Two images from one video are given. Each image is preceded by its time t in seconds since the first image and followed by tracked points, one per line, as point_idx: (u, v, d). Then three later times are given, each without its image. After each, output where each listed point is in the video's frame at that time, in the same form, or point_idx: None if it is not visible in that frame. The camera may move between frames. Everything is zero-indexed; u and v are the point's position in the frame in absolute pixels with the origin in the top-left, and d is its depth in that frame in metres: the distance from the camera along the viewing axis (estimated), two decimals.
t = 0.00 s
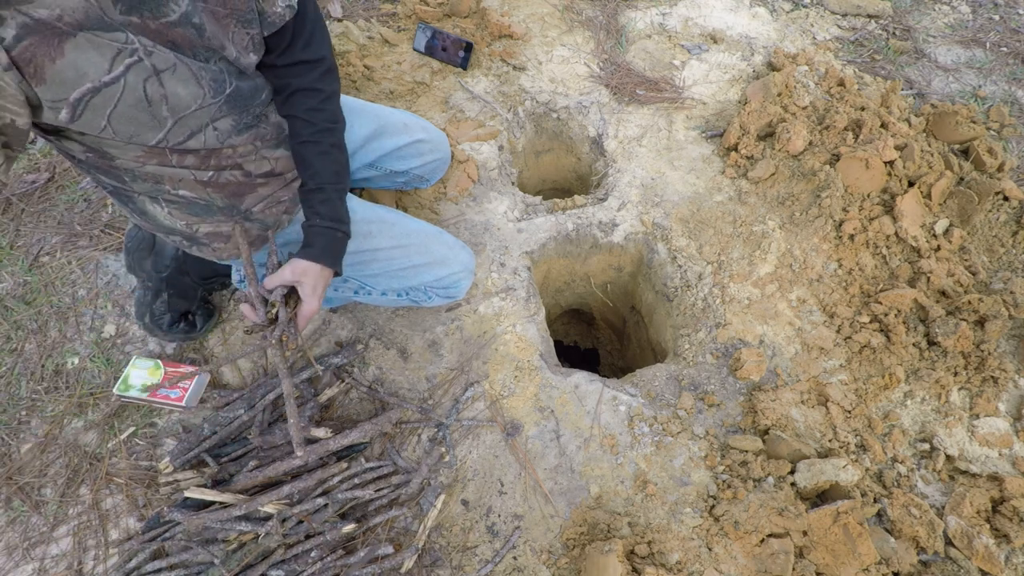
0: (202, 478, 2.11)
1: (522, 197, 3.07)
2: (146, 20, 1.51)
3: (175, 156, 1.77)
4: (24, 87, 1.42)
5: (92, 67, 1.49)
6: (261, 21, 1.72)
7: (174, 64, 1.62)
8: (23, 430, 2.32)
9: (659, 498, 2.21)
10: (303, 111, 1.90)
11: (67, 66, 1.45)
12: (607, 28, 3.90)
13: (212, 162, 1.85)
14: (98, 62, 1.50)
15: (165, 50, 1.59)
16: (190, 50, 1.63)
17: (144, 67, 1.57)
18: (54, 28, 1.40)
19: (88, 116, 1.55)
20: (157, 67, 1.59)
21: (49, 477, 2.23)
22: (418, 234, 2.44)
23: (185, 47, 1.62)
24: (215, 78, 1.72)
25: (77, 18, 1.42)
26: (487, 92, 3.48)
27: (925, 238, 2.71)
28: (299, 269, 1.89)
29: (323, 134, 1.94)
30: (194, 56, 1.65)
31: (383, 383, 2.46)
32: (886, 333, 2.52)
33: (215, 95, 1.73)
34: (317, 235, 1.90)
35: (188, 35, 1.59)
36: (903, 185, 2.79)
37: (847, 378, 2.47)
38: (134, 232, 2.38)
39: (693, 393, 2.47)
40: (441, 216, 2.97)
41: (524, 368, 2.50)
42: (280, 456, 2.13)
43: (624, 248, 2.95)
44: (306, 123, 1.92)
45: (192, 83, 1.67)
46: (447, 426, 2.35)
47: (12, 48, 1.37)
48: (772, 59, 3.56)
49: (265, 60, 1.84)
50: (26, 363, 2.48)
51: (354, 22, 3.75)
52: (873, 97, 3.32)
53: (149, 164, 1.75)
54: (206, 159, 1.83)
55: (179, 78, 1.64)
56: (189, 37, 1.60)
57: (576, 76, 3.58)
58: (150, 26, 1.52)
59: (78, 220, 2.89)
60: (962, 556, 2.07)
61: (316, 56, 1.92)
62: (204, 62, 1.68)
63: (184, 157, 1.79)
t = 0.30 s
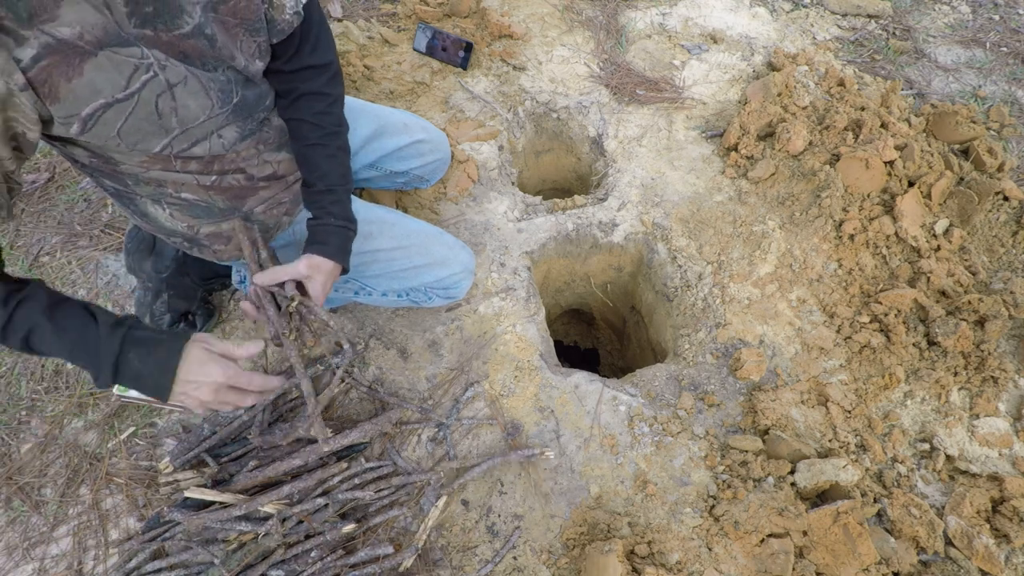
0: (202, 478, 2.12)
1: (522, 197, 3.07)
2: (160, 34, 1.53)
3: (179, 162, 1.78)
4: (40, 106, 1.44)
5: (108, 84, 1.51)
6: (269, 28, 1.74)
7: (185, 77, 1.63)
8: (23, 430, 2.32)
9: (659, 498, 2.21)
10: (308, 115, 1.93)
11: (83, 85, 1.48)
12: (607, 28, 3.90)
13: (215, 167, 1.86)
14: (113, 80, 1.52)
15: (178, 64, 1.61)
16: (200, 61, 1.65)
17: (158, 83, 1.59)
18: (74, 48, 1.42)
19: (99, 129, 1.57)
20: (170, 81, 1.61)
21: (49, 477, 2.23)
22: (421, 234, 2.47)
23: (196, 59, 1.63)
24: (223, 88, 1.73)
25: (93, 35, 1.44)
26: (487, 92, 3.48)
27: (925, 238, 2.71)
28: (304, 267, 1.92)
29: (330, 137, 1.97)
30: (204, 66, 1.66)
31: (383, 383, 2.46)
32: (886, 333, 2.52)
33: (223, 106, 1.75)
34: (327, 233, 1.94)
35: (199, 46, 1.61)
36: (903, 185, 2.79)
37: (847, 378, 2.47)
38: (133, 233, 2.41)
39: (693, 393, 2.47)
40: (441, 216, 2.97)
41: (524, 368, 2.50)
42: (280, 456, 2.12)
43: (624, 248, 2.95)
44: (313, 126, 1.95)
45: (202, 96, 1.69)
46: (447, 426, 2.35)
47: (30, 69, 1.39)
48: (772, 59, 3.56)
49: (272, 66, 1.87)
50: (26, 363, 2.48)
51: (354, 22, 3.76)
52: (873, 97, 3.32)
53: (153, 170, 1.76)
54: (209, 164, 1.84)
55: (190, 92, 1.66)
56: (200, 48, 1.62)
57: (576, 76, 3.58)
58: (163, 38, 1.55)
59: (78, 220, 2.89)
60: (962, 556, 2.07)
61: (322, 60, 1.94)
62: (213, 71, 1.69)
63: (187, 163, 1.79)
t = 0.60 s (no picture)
0: (202, 478, 2.11)
1: (522, 197, 3.07)
2: (181, 39, 1.56)
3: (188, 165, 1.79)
4: (68, 111, 1.47)
5: (130, 91, 1.53)
6: (280, 29, 1.80)
7: (202, 84, 1.65)
8: (23, 430, 2.32)
9: (659, 498, 2.21)
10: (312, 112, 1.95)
11: (107, 93, 1.50)
12: (607, 28, 3.90)
13: (220, 168, 1.86)
14: (135, 87, 1.54)
15: (196, 70, 1.63)
16: (215, 65, 1.67)
17: (178, 90, 1.61)
18: (100, 57, 1.44)
19: (119, 134, 1.59)
20: (188, 87, 1.62)
21: (48, 477, 2.23)
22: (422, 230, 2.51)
23: (214, 64, 1.66)
24: (235, 92, 1.75)
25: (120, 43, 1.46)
26: (487, 92, 3.48)
27: (925, 238, 2.70)
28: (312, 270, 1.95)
29: (332, 131, 1.99)
30: (219, 71, 1.69)
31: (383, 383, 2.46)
32: (885, 333, 2.52)
33: (235, 111, 1.78)
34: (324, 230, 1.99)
35: (216, 49, 1.64)
36: (903, 185, 2.79)
37: (847, 378, 2.47)
38: (132, 235, 2.49)
39: (693, 393, 2.47)
40: (441, 216, 2.97)
41: (524, 368, 2.50)
42: (280, 456, 2.12)
43: (624, 248, 2.95)
44: (315, 120, 1.97)
45: (217, 101, 1.71)
46: (447, 425, 2.35)
47: (60, 78, 1.41)
48: (772, 59, 3.56)
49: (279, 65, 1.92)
50: (26, 363, 2.48)
51: (354, 22, 3.76)
52: (873, 97, 3.32)
53: (161, 172, 1.75)
54: (215, 166, 1.84)
55: (207, 98, 1.68)
56: (217, 51, 1.65)
57: (576, 76, 3.58)
58: (183, 43, 1.57)
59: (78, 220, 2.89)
60: (962, 556, 2.07)
61: (327, 59, 1.98)
62: (226, 75, 1.71)
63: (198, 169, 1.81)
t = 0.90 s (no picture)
0: (202, 477, 2.11)
1: (522, 197, 3.07)
2: (226, 42, 1.59)
3: (206, 167, 1.77)
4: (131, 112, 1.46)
5: (176, 94, 1.53)
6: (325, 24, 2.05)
7: (241, 89, 1.68)
8: (23, 430, 2.33)
9: (659, 498, 2.21)
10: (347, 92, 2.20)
11: (159, 93, 1.50)
12: (607, 28, 3.90)
13: (230, 172, 1.84)
14: (183, 90, 1.54)
15: (236, 75, 1.65)
16: (253, 70, 1.70)
17: (220, 93, 1.62)
18: (158, 58, 1.46)
19: (161, 136, 1.58)
20: (229, 91, 1.65)
21: (48, 477, 2.23)
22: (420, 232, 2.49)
23: (252, 67, 1.69)
24: (264, 98, 1.78)
25: (179, 47, 1.49)
26: (487, 92, 3.48)
27: (925, 238, 2.70)
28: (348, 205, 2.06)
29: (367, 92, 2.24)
30: (255, 76, 1.72)
31: (382, 383, 2.46)
32: (886, 333, 2.52)
33: (263, 117, 1.79)
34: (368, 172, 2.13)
35: (257, 53, 1.68)
36: (903, 185, 2.79)
37: (847, 378, 2.47)
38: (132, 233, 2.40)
39: (693, 393, 2.47)
40: (440, 216, 2.97)
41: (524, 368, 2.50)
42: (280, 456, 2.12)
43: (624, 248, 2.95)
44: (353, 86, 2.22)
45: (250, 106, 1.73)
46: (447, 425, 2.35)
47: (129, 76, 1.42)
48: (772, 59, 3.56)
49: (317, 52, 2.19)
50: (26, 363, 2.48)
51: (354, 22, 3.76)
52: (873, 97, 3.32)
53: (177, 174, 1.73)
54: (226, 169, 1.82)
55: (242, 104, 1.70)
56: (256, 55, 1.69)
57: (576, 76, 3.58)
58: (228, 46, 1.60)
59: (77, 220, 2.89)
60: (962, 556, 2.07)
61: (359, 38, 2.25)
62: (259, 81, 1.73)
63: (213, 172, 1.80)
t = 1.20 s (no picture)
0: (202, 478, 2.11)
1: (522, 197, 3.07)
2: (318, 49, 1.68)
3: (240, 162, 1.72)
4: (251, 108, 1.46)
5: (283, 94, 1.56)
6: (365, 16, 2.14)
7: (314, 95, 1.74)
8: (23, 430, 2.33)
9: (659, 498, 2.21)
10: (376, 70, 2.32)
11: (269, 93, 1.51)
12: (607, 28, 3.90)
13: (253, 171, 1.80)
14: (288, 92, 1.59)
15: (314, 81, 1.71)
16: (323, 74, 1.77)
17: (303, 96, 1.67)
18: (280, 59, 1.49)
19: (257, 133, 1.56)
20: (309, 96, 1.70)
21: (48, 477, 2.23)
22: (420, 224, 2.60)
23: (326, 73, 1.79)
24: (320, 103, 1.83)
25: (299, 52, 1.56)
26: (487, 92, 3.48)
27: (924, 238, 2.70)
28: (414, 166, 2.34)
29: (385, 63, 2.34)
30: (321, 81, 1.78)
31: (383, 383, 2.46)
32: (885, 333, 2.52)
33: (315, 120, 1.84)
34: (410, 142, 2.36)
35: (335, 61, 1.78)
36: (903, 185, 2.80)
37: (847, 378, 2.47)
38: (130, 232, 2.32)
39: (693, 393, 2.47)
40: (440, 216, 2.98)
41: (524, 368, 2.50)
42: (280, 456, 2.13)
43: (624, 248, 2.95)
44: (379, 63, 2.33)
45: (312, 113, 1.79)
46: (447, 425, 2.35)
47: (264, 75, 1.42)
48: (772, 59, 3.56)
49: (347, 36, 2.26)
50: (26, 363, 2.48)
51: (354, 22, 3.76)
52: (874, 97, 3.32)
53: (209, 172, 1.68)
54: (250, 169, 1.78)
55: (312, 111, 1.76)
56: (329, 62, 1.77)
57: (576, 76, 3.59)
58: (318, 53, 1.69)
59: (78, 220, 2.89)
60: (962, 556, 2.06)
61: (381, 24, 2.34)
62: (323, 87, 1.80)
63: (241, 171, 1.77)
